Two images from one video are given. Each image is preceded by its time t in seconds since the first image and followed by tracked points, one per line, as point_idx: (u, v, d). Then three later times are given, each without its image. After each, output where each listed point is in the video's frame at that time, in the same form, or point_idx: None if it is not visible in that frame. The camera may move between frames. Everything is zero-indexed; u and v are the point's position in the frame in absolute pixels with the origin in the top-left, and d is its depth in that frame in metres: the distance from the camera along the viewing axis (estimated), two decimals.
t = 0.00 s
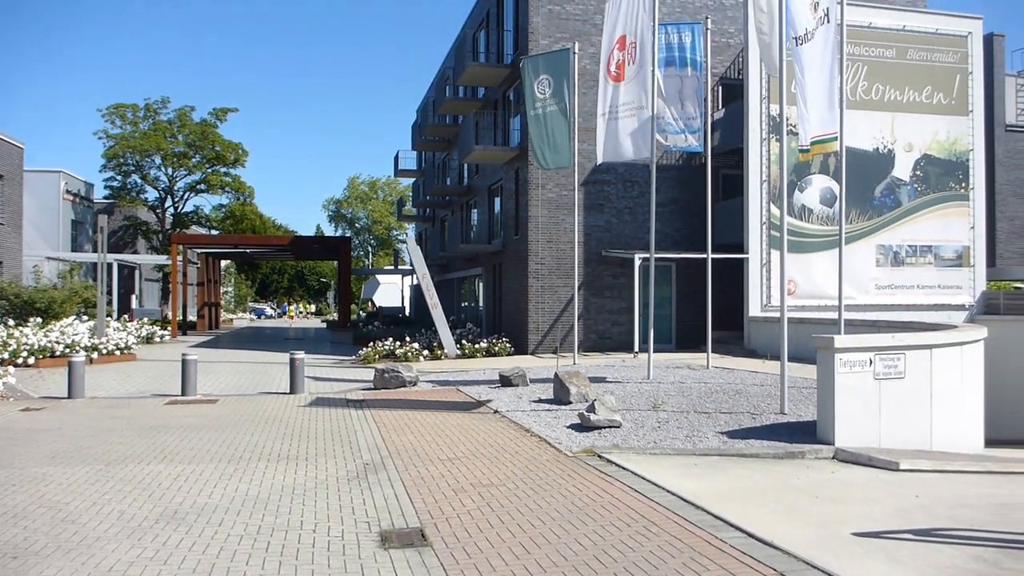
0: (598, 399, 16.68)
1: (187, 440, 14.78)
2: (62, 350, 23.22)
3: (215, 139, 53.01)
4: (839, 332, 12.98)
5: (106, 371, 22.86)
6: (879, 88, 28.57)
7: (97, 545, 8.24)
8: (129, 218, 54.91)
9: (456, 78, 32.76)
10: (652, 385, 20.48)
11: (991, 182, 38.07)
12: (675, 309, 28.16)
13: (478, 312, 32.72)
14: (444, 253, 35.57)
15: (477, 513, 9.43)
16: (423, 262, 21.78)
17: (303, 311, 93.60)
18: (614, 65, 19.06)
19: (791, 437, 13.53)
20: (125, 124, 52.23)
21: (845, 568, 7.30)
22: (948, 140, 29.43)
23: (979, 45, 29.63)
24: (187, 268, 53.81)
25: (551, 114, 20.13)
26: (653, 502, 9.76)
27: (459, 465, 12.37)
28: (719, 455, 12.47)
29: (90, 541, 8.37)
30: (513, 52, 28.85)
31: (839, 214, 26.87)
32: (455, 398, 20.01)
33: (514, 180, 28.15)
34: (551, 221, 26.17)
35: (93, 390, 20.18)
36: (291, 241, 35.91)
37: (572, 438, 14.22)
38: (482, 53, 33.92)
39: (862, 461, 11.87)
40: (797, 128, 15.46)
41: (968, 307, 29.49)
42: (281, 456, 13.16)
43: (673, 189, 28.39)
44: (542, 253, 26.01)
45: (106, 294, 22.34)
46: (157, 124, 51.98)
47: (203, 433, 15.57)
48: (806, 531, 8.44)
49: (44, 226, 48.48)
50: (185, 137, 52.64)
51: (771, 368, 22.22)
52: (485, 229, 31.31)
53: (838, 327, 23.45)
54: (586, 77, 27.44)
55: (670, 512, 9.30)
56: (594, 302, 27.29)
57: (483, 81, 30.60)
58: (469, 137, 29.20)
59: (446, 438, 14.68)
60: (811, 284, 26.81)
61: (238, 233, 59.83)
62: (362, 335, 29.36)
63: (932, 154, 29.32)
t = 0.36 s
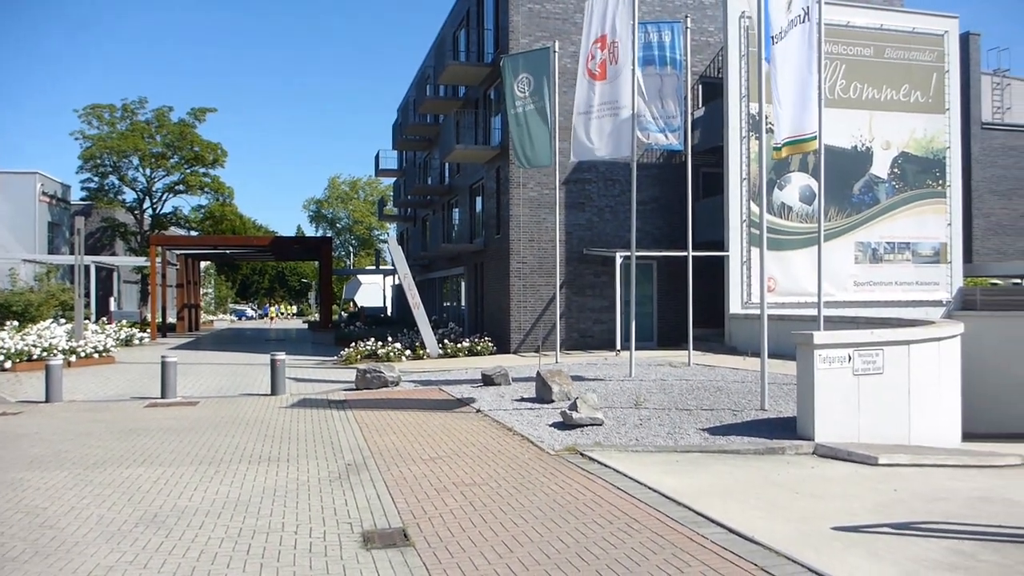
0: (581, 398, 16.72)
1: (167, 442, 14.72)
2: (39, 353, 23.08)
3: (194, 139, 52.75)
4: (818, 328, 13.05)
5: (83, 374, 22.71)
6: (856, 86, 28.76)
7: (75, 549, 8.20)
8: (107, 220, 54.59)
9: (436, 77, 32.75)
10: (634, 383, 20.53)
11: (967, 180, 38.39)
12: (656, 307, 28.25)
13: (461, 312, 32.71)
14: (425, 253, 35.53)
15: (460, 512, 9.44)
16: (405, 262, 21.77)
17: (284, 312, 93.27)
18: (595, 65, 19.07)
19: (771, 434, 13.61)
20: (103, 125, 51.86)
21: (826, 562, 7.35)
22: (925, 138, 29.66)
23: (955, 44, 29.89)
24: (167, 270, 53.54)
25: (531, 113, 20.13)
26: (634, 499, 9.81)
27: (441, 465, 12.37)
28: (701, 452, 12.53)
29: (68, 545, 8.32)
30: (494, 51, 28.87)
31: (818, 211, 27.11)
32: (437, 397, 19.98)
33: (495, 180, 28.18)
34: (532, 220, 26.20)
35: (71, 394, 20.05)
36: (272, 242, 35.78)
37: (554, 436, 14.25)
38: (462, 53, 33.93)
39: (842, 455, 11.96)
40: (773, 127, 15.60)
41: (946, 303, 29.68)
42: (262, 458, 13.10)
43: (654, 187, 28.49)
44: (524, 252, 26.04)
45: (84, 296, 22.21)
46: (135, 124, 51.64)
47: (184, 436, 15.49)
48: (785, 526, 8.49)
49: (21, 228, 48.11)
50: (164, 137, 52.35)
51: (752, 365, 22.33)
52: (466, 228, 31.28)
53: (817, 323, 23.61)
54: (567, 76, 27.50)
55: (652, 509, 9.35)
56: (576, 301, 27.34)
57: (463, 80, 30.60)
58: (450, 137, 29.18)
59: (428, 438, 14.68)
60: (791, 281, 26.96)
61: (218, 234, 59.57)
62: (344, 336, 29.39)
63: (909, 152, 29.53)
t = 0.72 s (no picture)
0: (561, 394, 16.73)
1: (145, 438, 14.63)
2: (15, 348, 22.89)
3: (173, 133, 52.42)
4: (797, 326, 13.12)
5: (60, 369, 22.54)
6: (837, 86, 28.92)
7: (50, 546, 8.14)
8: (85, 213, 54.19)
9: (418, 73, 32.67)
10: (614, 380, 20.58)
11: (945, 179, 38.69)
12: (637, 304, 28.32)
13: (442, 308, 32.67)
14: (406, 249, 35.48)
15: (440, 508, 9.43)
16: (385, 258, 21.72)
17: (264, 307, 92.87)
18: (578, 62, 19.02)
19: (751, 430, 13.67)
20: (81, 117, 51.44)
21: (803, 558, 7.41)
22: (904, 137, 29.87)
23: (934, 44, 30.10)
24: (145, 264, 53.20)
25: (512, 110, 20.15)
26: (614, 496, 9.83)
27: (421, 461, 12.37)
28: (681, 449, 12.58)
29: (43, 542, 8.26)
30: (476, 47, 28.83)
31: (798, 210, 27.27)
32: (418, 393, 19.96)
33: (477, 176, 28.16)
34: (514, 216, 26.21)
35: (47, 389, 19.90)
36: (252, 237, 35.64)
37: (534, 433, 14.27)
38: (445, 48, 33.87)
39: (820, 452, 12.04)
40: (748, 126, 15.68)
41: (924, 301, 29.90)
42: (241, 454, 13.04)
43: (636, 184, 28.55)
44: (506, 249, 26.04)
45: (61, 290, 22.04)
46: (114, 117, 51.26)
47: (162, 432, 15.41)
48: (765, 523, 8.52)
49: None
50: (143, 131, 51.99)
51: (733, 363, 22.44)
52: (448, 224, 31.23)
53: (796, 321, 23.75)
54: (549, 72, 27.52)
55: (632, 505, 9.39)
56: (558, 297, 27.38)
57: (445, 75, 30.55)
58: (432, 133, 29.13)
59: (408, 434, 14.66)
60: (772, 279, 27.09)
61: (197, 228, 59.23)
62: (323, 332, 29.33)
63: (888, 151, 29.74)
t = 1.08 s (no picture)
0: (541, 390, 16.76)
1: (122, 432, 14.55)
2: None
3: (153, 124, 52.05)
4: (776, 324, 13.18)
5: (35, 363, 22.35)
6: (818, 85, 29.07)
7: (26, 541, 8.09)
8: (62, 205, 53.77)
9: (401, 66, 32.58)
10: (595, 376, 20.63)
11: (924, 179, 38.99)
12: (618, 300, 28.40)
13: (423, 303, 32.65)
14: (388, 243, 35.41)
15: (419, 503, 9.44)
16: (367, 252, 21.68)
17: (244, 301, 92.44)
18: (563, 60, 18.90)
19: (730, 427, 13.74)
20: (59, 108, 50.98)
21: (781, 553, 7.46)
22: (884, 137, 30.06)
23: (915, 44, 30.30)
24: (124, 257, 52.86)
25: (495, 106, 20.16)
26: (593, 491, 9.87)
27: (401, 456, 12.36)
28: (660, 445, 12.63)
29: (18, 536, 8.20)
30: (460, 41, 28.77)
31: (778, 208, 27.41)
32: (398, 388, 19.95)
33: (460, 171, 28.14)
34: (496, 212, 26.20)
35: (23, 382, 19.75)
36: (232, 230, 35.49)
37: (514, 428, 14.29)
38: (427, 42, 33.80)
39: (797, 449, 12.11)
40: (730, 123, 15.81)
41: (901, 300, 30.13)
42: (219, 449, 12.98)
43: (618, 180, 28.61)
44: (488, 244, 26.04)
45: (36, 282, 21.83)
46: (92, 108, 50.84)
47: (140, 426, 15.33)
48: (743, 519, 8.58)
49: None
50: (122, 122, 51.60)
51: (713, 360, 22.54)
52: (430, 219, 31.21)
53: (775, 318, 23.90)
54: (532, 68, 27.53)
55: (611, 501, 9.42)
56: (539, 293, 27.41)
57: (428, 70, 30.49)
58: (414, 127, 29.07)
59: (388, 429, 14.64)
60: (752, 277, 27.24)
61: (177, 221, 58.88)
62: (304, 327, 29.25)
63: (868, 151, 29.93)
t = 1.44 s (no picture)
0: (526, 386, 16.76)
1: (105, 427, 14.48)
2: None
3: (136, 118, 51.74)
4: (760, 320, 13.22)
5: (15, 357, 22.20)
6: (803, 82, 29.17)
7: (7, 536, 8.04)
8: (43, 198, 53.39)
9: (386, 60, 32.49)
10: (580, 372, 20.66)
11: (907, 176, 39.22)
12: (603, 296, 28.44)
13: (407, 298, 32.62)
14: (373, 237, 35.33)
15: (404, 499, 9.43)
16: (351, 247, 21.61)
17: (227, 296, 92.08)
18: (551, 55, 18.88)
19: (714, 423, 13.78)
20: (40, 101, 50.59)
21: (763, 549, 7.50)
22: (868, 134, 30.19)
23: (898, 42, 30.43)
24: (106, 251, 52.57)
25: (484, 101, 20.11)
26: (578, 487, 9.88)
27: (386, 451, 12.35)
28: (644, 441, 12.66)
29: None
30: (445, 36, 28.71)
31: (763, 204, 27.49)
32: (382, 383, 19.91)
33: (445, 166, 28.09)
34: (481, 207, 26.19)
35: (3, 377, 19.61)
36: (216, 225, 35.33)
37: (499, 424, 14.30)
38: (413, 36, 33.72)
39: (781, 445, 12.17)
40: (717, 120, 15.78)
41: (884, 297, 30.31)
42: (203, 444, 12.92)
43: (603, 176, 28.64)
44: (473, 240, 26.02)
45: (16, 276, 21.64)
46: (74, 100, 50.47)
47: (122, 421, 15.25)
48: (726, 515, 8.61)
49: None
50: (104, 115, 51.27)
51: (697, 355, 22.62)
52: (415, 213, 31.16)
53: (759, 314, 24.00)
54: (518, 63, 27.51)
55: (595, 496, 9.44)
56: (524, 289, 27.42)
57: (414, 64, 30.41)
58: (399, 122, 29.00)
59: (373, 424, 14.62)
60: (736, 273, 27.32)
61: (160, 215, 58.56)
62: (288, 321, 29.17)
63: (852, 148, 30.07)
